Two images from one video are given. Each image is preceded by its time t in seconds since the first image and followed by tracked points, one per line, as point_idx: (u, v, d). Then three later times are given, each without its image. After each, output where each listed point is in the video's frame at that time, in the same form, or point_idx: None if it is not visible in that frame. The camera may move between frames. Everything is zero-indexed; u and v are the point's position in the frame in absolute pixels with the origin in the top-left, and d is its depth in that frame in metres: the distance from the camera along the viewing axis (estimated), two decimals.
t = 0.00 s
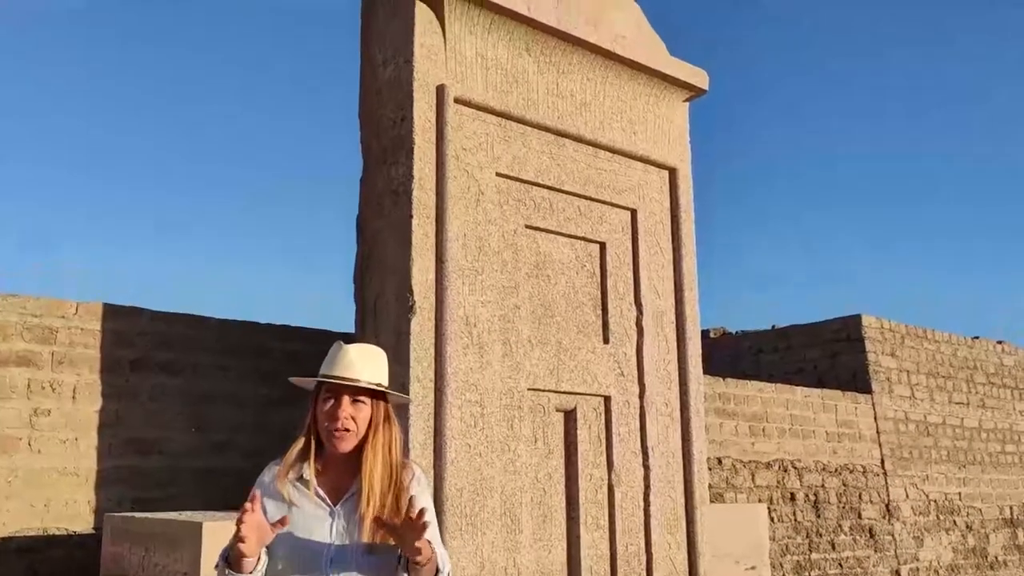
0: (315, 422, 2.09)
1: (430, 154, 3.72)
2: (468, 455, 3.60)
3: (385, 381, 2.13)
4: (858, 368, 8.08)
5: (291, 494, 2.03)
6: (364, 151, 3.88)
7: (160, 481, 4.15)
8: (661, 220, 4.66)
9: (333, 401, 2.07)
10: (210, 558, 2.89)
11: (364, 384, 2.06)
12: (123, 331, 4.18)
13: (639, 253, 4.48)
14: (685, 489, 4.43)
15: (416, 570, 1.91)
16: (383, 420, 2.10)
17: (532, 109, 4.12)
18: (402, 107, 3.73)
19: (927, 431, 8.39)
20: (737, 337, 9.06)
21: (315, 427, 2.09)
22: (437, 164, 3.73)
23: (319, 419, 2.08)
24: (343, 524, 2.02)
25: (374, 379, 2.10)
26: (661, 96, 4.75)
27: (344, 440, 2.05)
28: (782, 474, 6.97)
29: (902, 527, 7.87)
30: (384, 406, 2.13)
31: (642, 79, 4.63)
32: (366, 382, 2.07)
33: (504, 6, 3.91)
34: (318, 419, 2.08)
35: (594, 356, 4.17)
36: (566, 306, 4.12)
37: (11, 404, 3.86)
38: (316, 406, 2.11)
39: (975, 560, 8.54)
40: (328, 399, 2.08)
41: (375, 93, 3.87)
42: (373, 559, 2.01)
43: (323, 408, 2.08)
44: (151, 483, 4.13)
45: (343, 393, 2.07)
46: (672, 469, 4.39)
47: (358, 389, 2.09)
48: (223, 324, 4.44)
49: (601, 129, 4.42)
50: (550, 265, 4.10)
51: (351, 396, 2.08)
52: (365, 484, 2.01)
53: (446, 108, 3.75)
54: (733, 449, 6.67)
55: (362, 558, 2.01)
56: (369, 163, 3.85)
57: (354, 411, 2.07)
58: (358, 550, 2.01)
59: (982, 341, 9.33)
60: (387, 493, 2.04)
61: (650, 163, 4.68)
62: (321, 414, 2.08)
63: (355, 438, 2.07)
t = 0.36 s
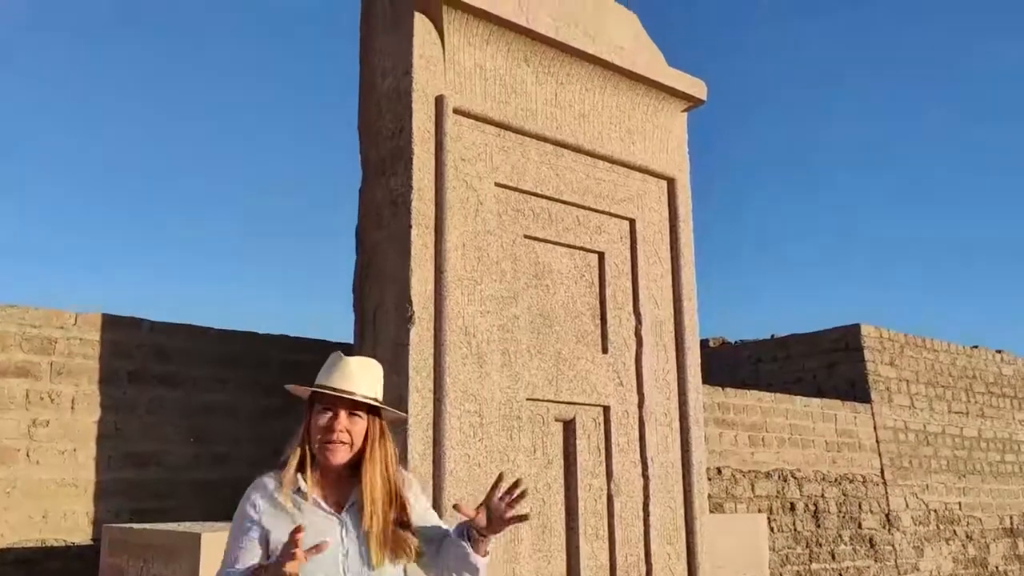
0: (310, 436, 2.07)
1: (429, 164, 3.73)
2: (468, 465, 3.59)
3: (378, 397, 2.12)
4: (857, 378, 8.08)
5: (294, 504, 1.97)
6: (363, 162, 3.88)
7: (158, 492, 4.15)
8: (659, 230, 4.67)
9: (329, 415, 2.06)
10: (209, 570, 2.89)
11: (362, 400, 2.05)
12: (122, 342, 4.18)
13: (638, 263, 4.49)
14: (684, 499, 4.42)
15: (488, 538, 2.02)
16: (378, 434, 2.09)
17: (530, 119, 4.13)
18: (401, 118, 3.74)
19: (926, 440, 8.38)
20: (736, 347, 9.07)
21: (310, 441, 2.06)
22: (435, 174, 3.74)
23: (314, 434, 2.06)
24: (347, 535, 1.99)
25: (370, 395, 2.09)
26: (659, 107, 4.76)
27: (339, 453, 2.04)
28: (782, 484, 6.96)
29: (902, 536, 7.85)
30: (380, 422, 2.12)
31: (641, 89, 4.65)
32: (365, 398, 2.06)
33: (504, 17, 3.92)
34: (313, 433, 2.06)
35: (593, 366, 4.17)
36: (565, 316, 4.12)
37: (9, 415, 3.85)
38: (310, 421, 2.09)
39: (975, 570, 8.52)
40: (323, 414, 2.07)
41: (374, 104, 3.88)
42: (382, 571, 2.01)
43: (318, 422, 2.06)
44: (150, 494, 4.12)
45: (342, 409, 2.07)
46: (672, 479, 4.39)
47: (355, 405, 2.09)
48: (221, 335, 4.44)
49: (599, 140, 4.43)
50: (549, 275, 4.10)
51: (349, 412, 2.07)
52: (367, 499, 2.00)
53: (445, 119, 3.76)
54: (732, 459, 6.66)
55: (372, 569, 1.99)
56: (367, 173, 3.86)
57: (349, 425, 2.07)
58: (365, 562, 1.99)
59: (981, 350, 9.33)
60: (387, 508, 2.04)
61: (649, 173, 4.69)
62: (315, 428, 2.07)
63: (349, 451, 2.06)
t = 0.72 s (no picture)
0: (327, 450, 1.97)
1: (428, 173, 3.73)
2: (467, 474, 3.59)
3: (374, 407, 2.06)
4: (856, 385, 8.09)
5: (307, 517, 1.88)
6: (362, 172, 3.89)
7: (157, 502, 4.14)
8: (658, 238, 4.67)
9: (349, 431, 2.00)
10: None
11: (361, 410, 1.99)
12: (120, 351, 4.18)
13: (636, 271, 4.50)
14: (683, 507, 4.42)
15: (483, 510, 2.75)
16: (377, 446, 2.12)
17: (528, 128, 4.14)
18: (399, 127, 3.75)
19: (926, 448, 8.37)
20: (735, 355, 9.08)
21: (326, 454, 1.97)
22: (433, 183, 3.75)
23: (335, 450, 1.98)
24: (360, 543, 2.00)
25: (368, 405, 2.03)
26: (658, 116, 4.78)
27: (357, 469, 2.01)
28: (781, 492, 6.95)
29: (902, 544, 7.84)
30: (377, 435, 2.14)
31: (639, 98, 4.66)
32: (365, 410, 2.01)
33: (502, 26, 3.94)
34: (332, 448, 1.98)
35: (591, 375, 4.17)
36: (563, 324, 4.13)
37: (8, 424, 3.85)
38: (325, 433, 1.98)
39: None
40: (345, 429, 2.00)
41: (372, 114, 3.89)
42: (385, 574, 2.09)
43: (340, 437, 1.98)
44: (148, 503, 4.11)
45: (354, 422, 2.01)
46: (671, 488, 4.38)
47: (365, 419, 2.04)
48: (220, 344, 4.44)
49: (598, 149, 4.44)
50: (547, 283, 4.11)
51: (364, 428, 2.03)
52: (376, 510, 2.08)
53: (442, 128, 3.77)
54: (731, 467, 6.66)
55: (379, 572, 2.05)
56: (366, 183, 3.87)
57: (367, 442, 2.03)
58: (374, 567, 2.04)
59: (980, 358, 9.34)
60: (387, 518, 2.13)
61: (647, 182, 4.70)
62: (337, 443, 1.98)
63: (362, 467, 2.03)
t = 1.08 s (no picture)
0: (322, 454, 1.98)
1: (426, 179, 3.74)
2: (465, 481, 3.59)
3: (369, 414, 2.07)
4: (854, 391, 8.11)
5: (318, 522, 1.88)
6: (359, 179, 3.90)
7: (154, 509, 4.13)
8: (655, 245, 4.68)
9: (343, 435, 2.01)
10: None
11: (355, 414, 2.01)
12: (118, 358, 4.18)
13: (634, 277, 4.50)
14: (682, 514, 4.42)
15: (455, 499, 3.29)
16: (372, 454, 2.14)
17: (526, 135, 4.14)
18: (396, 134, 3.75)
19: (924, 454, 8.37)
20: (732, 361, 9.08)
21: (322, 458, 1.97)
22: (431, 190, 3.75)
23: (329, 454, 1.98)
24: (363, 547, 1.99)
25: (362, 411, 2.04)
26: (655, 123, 4.79)
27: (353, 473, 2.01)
28: (779, 498, 6.94)
29: (901, 550, 7.84)
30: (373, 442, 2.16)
31: (636, 105, 4.68)
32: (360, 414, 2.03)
33: (500, 34, 3.95)
34: (326, 452, 1.98)
35: (589, 381, 4.17)
36: (561, 331, 4.13)
37: (5, 432, 3.85)
38: (319, 438, 1.99)
39: None
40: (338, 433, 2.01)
41: (370, 121, 3.90)
42: None
43: (333, 441, 1.99)
44: (146, 511, 4.10)
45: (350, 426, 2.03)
46: (668, 494, 4.38)
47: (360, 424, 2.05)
48: (217, 351, 4.44)
49: (595, 156, 4.45)
50: (545, 290, 4.11)
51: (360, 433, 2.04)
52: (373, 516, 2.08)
53: (440, 135, 3.78)
54: (729, 473, 6.65)
55: None
56: (364, 189, 3.87)
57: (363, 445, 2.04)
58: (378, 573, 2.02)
59: (977, 364, 9.35)
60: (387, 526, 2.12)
61: (644, 189, 4.71)
62: (331, 446, 1.99)
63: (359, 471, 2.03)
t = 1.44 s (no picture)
0: (316, 455, 1.97)
1: (422, 182, 3.74)
2: (461, 484, 3.59)
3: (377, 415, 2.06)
4: (851, 394, 8.12)
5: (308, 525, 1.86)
6: (356, 182, 3.90)
7: (149, 513, 4.12)
8: (651, 248, 4.68)
9: (337, 437, 1.99)
10: None
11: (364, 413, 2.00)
12: (113, 361, 4.17)
13: (630, 280, 4.50)
14: (678, 516, 4.42)
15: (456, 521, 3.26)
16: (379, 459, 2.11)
17: (522, 138, 4.15)
18: (393, 137, 3.75)
19: (920, 457, 8.37)
20: (729, 365, 9.08)
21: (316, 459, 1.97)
22: (428, 193, 3.75)
23: (323, 455, 1.97)
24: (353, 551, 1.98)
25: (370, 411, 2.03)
26: (651, 126, 4.79)
27: (347, 476, 1.99)
28: (776, 501, 6.94)
29: (897, 553, 7.84)
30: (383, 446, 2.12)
31: (632, 109, 4.68)
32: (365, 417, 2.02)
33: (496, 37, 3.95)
34: (320, 453, 1.98)
35: (586, 384, 4.17)
36: (557, 333, 4.13)
37: None
38: (315, 439, 1.99)
39: None
40: (333, 433, 1.99)
41: (366, 124, 3.89)
42: None
43: (328, 443, 1.98)
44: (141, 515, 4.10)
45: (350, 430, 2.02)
46: (665, 497, 4.38)
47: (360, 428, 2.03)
48: (213, 354, 4.43)
49: (591, 159, 4.45)
50: (541, 293, 4.11)
51: (357, 435, 2.02)
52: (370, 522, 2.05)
53: (437, 137, 3.77)
54: (726, 477, 6.64)
55: None
56: (360, 192, 3.87)
57: (358, 449, 2.02)
58: None
59: (973, 367, 9.36)
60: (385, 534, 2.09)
61: (640, 192, 4.72)
62: (325, 448, 1.98)
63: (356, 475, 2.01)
